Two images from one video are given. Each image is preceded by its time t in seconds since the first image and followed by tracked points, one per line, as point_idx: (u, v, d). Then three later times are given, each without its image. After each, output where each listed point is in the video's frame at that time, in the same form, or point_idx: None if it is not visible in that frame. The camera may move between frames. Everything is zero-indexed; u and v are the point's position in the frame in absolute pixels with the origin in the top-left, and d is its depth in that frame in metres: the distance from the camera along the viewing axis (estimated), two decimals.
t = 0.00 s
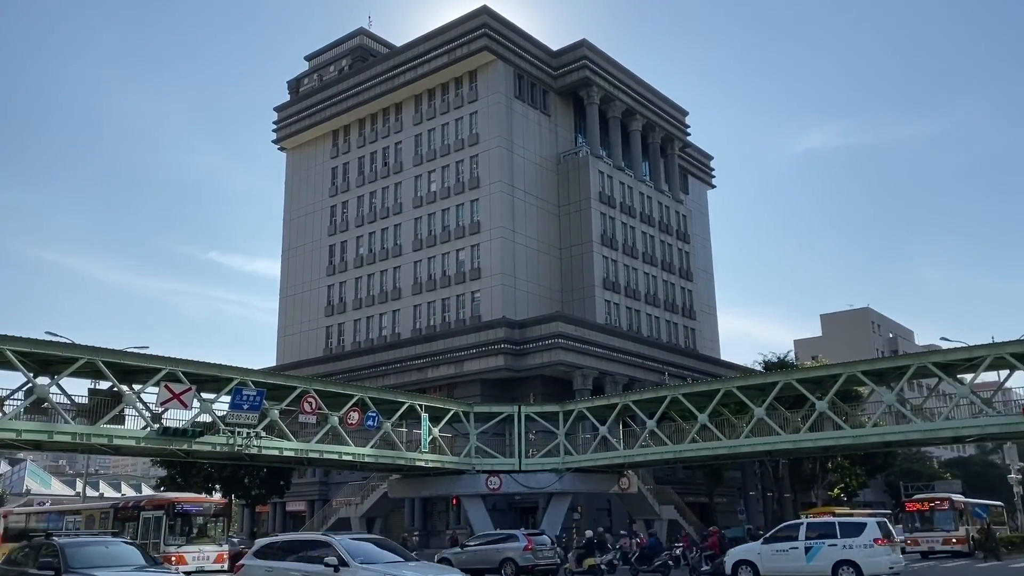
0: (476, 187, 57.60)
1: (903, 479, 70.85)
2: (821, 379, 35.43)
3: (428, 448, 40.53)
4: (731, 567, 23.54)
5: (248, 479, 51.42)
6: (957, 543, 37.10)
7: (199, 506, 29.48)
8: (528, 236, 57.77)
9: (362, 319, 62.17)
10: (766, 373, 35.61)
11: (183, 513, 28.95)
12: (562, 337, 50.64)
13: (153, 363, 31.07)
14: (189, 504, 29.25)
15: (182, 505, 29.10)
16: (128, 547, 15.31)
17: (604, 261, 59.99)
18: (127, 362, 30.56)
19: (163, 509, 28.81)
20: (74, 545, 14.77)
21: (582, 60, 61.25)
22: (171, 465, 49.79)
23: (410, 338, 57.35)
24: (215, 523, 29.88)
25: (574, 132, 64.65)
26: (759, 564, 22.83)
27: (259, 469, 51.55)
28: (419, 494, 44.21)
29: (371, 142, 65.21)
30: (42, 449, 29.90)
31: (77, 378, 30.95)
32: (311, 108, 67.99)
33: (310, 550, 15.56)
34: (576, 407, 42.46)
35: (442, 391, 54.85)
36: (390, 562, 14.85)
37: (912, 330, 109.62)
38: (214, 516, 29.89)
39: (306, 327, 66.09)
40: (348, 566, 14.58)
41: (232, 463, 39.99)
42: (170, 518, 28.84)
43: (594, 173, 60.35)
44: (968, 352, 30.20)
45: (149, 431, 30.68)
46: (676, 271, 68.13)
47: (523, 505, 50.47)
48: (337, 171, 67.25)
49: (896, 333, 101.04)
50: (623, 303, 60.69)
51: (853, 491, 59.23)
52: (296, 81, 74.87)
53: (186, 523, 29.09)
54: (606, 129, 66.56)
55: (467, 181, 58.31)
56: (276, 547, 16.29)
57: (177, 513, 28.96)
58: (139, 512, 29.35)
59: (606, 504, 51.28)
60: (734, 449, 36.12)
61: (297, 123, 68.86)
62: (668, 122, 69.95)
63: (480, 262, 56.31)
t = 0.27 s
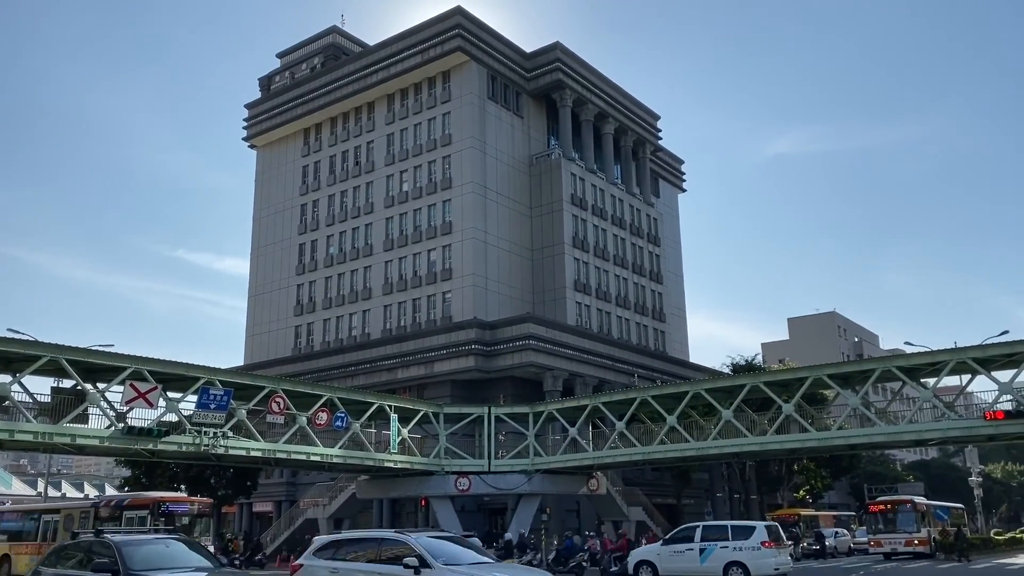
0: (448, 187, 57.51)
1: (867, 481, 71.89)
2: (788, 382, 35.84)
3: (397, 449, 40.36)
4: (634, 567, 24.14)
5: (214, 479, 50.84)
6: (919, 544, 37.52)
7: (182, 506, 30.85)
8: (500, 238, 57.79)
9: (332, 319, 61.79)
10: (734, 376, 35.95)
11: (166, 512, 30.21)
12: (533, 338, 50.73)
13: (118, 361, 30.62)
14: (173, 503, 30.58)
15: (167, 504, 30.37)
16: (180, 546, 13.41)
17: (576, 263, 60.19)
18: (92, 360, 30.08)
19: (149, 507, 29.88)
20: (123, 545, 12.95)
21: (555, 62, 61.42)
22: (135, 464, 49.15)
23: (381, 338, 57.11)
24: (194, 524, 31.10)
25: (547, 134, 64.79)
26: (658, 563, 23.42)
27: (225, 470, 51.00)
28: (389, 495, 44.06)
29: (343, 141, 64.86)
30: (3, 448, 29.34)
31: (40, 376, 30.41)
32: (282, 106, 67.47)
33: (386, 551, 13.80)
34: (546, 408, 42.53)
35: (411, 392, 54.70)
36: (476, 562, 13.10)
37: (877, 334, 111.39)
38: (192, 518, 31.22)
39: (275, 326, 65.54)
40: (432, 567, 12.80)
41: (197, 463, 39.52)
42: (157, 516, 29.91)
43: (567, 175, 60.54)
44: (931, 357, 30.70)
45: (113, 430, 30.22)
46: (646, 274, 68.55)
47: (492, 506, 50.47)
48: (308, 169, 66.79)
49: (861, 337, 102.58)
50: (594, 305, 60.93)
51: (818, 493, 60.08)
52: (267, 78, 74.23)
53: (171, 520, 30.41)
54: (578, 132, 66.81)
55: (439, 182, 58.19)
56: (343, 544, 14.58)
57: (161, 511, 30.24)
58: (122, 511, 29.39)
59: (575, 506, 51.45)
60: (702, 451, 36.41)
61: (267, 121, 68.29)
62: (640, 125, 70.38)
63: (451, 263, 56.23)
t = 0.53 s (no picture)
0: (422, 188, 57.29)
1: (836, 484, 72.65)
2: (759, 385, 36.10)
3: (368, 450, 40.13)
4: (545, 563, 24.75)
5: (182, 479, 50.26)
6: (886, 546, 38.03)
7: (173, 507, 26.26)
8: (474, 239, 57.67)
9: (304, 318, 61.31)
10: (706, 378, 36.15)
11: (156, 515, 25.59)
12: (506, 340, 50.67)
13: (85, 359, 30.13)
14: (162, 504, 25.95)
15: (154, 507, 25.69)
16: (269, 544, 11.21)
17: (550, 265, 60.24)
18: (58, 359, 29.55)
19: (134, 510, 25.32)
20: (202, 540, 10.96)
21: (530, 64, 61.42)
22: (102, 464, 48.50)
23: (353, 338, 56.76)
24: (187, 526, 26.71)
25: (522, 136, 64.78)
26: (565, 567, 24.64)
27: (194, 470, 50.43)
28: (359, 497, 43.86)
29: (316, 139, 64.39)
30: None
31: (4, 375, 29.82)
32: (255, 103, 66.84)
33: (498, 552, 12.39)
34: (519, 410, 42.43)
35: (384, 393, 54.42)
36: (588, 562, 11.66)
37: (846, 338, 112.72)
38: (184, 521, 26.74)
39: (246, 326, 64.91)
40: (542, 569, 11.43)
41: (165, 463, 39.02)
42: (143, 519, 25.39)
43: (542, 177, 60.56)
44: (899, 361, 31.06)
45: (79, 430, 29.72)
46: (620, 277, 68.80)
47: (464, 508, 50.38)
48: (281, 168, 66.22)
49: (831, 340, 103.72)
50: (568, 307, 61.02)
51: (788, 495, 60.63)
52: (240, 75, 73.52)
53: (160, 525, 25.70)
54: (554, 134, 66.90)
55: (413, 182, 57.95)
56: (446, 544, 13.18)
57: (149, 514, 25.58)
58: (108, 512, 25.43)
59: (547, 507, 51.48)
60: (673, 453, 36.54)
61: (240, 118, 67.63)
62: (615, 128, 70.61)
63: (425, 263, 56.01)
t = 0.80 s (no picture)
0: (399, 187, 57.12)
1: (807, 485, 73.36)
2: (732, 386, 36.37)
3: (342, 450, 39.92)
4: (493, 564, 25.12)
5: (153, 479, 49.70)
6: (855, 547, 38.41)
7: (164, 508, 25.04)
8: (451, 239, 57.58)
9: (278, 317, 60.91)
10: (680, 379, 36.35)
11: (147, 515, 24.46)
12: (482, 340, 50.64)
13: (55, 357, 29.73)
14: (155, 505, 24.79)
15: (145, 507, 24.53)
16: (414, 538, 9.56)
17: (526, 266, 60.29)
18: (27, 356, 29.14)
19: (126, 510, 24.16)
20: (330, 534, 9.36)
21: (509, 65, 61.43)
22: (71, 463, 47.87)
23: (328, 338, 56.48)
24: (181, 526, 25.56)
25: (500, 137, 64.78)
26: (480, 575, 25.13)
27: (166, 469, 49.88)
28: (332, 497, 43.65)
29: (292, 137, 64.00)
30: None
31: None
32: (230, 100, 66.29)
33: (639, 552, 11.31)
34: (494, 410, 42.39)
35: (358, 393, 54.23)
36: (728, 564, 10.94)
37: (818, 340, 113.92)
38: (178, 522, 25.52)
39: (219, 324, 64.37)
40: (687, 570, 10.45)
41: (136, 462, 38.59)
42: (135, 520, 24.28)
43: (519, 177, 60.60)
44: (871, 363, 31.43)
45: (49, 429, 29.33)
46: (596, 278, 69.02)
47: (438, 509, 50.28)
48: (256, 165, 65.75)
49: (804, 343, 104.78)
50: (544, 308, 61.11)
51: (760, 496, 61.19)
52: (216, 71, 72.91)
53: (152, 526, 24.61)
54: (531, 134, 66.93)
55: (390, 181, 57.76)
56: (573, 544, 12.07)
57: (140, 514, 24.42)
58: (97, 512, 24.54)
59: (521, 508, 51.51)
60: (647, 453, 36.71)
61: (215, 115, 67.06)
62: (592, 130, 70.81)
63: (401, 263, 55.84)
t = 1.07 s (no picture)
0: (376, 186, 56.89)
1: (780, 486, 73.92)
2: (708, 388, 36.55)
3: (317, 449, 39.65)
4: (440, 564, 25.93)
5: (124, 478, 49.11)
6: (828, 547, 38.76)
7: (160, 507, 23.64)
8: (428, 238, 57.42)
9: (253, 316, 60.42)
10: (656, 380, 36.47)
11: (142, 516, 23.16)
12: (459, 340, 50.54)
13: (25, 354, 29.27)
14: (148, 504, 23.33)
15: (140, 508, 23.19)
16: (629, 537, 8.77)
17: (504, 266, 60.26)
18: None
19: (116, 510, 22.91)
20: (532, 526, 8.43)
21: (488, 65, 61.38)
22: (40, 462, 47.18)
23: (303, 336, 56.13)
24: (176, 526, 24.19)
25: (479, 137, 64.69)
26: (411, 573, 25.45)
27: (137, 469, 49.31)
28: (306, 497, 43.39)
29: (269, 134, 63.54)
30: None
31: None
32: (206, 96, 65.68)
33: (811, 557, 11.31)
34: (471, 411, 42.30)
35: (333, 392, 53.97)
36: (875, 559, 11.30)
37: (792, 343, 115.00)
38: (173, 521, 24.11)
39: (193, 323, 63.75)
40: (867, 571, 10.58)
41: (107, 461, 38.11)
42: (126, 520, 22.96)
43: (497, 178, 60.56)
44: (845, 365, 31.72)
45: (18, 427, 28.87)
46: (574, 279, 69.14)
47: (413, 509, 50.09)
48: (232, 162, 65.20)
49: (777, 345, 105.69)
50: (521, 308, 61.11)
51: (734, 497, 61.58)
52: (192, 67, 72.22)
53: (145, 526, 23.23)
54: (510, 135, 66.91)
55: (367, 179, 57.51)
56: (705, 546, 12.08)
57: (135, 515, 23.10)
58: (88, 510, 23.52)
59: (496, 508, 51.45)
60: (623, 454, 36.77)
61: (191, 111, 66.42)
62: (571, 131, 70.93)
63: (378, 262, 55.61)
